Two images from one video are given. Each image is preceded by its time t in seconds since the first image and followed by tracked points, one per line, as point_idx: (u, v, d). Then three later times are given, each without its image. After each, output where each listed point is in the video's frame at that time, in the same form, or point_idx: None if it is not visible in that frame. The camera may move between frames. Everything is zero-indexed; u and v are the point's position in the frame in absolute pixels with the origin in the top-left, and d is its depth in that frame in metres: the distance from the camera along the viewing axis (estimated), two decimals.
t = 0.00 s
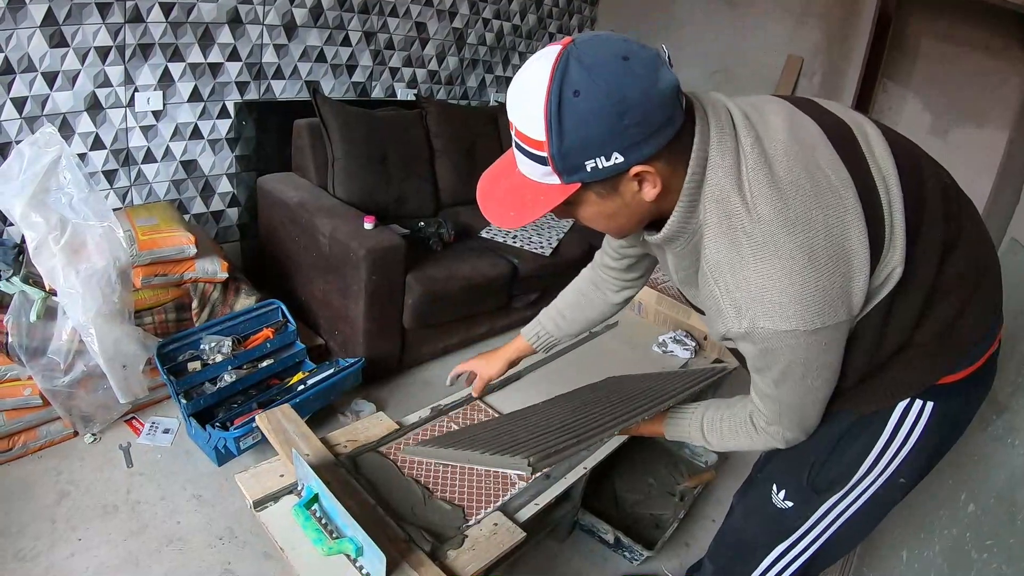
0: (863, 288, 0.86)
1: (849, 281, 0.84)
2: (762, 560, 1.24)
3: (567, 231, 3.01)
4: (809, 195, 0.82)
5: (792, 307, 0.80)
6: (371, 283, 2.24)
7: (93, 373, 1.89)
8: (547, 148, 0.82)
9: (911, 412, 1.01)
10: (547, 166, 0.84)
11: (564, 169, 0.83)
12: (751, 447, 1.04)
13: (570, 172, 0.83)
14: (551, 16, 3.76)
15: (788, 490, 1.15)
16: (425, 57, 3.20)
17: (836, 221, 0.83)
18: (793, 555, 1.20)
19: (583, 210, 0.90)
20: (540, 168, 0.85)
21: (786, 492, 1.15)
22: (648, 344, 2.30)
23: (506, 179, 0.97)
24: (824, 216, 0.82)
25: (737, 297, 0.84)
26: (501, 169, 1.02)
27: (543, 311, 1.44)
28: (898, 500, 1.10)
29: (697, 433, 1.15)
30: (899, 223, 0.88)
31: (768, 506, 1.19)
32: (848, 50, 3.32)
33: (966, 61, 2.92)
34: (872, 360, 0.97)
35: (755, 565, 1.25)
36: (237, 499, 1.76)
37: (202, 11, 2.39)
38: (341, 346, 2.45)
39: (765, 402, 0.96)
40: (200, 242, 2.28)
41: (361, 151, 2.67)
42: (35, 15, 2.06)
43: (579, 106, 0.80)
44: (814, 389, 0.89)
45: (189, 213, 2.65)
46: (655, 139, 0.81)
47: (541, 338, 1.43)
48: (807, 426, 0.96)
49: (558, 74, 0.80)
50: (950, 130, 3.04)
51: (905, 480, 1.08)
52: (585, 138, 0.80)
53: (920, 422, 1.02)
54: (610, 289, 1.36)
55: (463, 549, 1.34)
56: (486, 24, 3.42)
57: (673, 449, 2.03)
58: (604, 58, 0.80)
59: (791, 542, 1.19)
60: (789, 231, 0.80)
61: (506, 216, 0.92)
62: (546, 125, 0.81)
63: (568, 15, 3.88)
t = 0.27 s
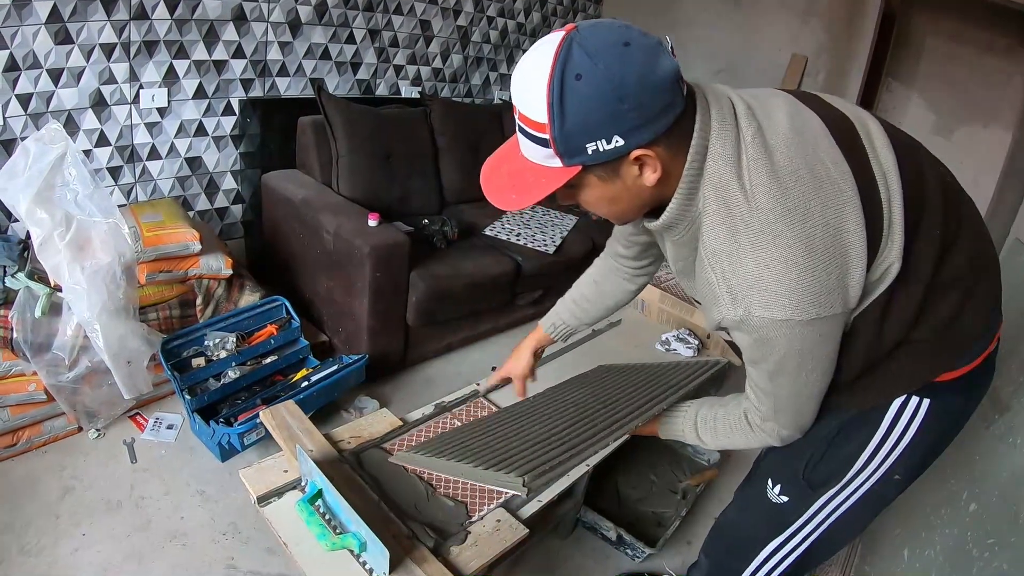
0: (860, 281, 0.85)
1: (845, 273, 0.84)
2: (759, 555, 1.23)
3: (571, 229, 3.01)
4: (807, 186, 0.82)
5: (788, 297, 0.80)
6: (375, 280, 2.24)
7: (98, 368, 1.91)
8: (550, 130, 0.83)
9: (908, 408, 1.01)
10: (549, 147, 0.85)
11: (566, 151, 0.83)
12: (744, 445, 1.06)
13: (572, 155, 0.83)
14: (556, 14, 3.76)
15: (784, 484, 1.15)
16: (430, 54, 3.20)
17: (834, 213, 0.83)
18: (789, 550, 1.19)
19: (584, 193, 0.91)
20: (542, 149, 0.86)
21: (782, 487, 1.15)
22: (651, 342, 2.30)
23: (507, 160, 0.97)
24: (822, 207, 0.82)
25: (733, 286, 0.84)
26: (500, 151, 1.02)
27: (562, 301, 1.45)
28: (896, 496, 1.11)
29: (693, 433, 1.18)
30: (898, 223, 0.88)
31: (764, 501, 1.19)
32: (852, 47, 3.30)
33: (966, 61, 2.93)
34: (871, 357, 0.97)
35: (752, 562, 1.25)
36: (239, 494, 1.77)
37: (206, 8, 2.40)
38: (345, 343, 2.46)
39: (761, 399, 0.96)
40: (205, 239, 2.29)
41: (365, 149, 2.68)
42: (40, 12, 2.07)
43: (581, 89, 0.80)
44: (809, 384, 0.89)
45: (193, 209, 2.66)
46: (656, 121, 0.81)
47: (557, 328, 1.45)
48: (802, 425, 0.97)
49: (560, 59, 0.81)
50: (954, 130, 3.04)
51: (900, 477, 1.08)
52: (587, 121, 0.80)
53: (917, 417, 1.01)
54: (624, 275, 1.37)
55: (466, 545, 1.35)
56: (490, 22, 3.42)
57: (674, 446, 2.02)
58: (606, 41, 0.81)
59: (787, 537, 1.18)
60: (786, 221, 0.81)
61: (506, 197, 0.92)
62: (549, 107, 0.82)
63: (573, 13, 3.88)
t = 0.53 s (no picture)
0: (863, 282, 0.86)
1: (850, 274, 0.84)
2: (756, 553, 1.24)
3: (572, 228, 3.01)
4: (817, 186, 0.82)
5: (792, 297, 0.81)
6: (376, 278, 2.25)
7: (99, 366, 1.91)
8: (541, 130, 0.84)
9: (905, 405, 1.01)
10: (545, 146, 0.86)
11: (558, 149, 0.85)
12: (733, 441, 1.06)
13: (565, 154, 0.85)
14: (557, 14, 3.76)
15: (782, 481, 1.15)
16: (432, 53, 3.21)
17: (842, 214, 0.83)
18: (787, 546, 1.20)
19: (584, 188, 0.93)
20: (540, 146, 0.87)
21: (780, 483, 1.15)
22: (651, 341, 2.30)
23: (507, 152, 0.99)
24: (831, 208, 0.82)
25: (739, 284, 0.85)
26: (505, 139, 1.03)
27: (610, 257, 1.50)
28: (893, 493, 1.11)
29: (681, 430, 1.18)
30: (902, 225, 0.88)
31: (763, 498, 1.19)
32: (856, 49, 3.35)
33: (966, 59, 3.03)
34: (870, 355, 0.97)
35: (749, 560, 1.25)
36: (240, 492, 1.78)
37: (209, 7, 2.40)
38: (346, 342, 2.47)
39: (753, 395, 0.96)
40: (206, 237, 2.30)
41: (367, 148, 2.68)
42: (43, 11, 2.07)
43: (569, 90, 0.81)
44: (805, 383, 0.90)
45: (195, 207, 2.67)
46: (646, 122, 0.81)
47: (607, 284, 1.52)
48: (792, 421, 0.97)
49: (549, 60, 0.81)
50: (954, 130, 3.14)
51: (897, 472, 1.09)
52: (576, 124, 0.81)
53: (914, 415, 1.02)
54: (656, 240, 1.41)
55: (466, 543, 1.35)
56: (492, 21, 3.42)
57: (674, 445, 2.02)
58: (596, 41, 0.80)
59: (785, 534, 1.19)
60: (795, 221, 0.81)
61: (507, 188, 0.94)
62: (538, 109, 0.83)
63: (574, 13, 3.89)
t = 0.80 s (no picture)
0: (864, 279, 0.86)
1: (851, 270, 0.84)
2: (754, 551, 1.24)
3: (571, 227, 3.02)
4: (819, 181, 0.83)
5: (791, 290, 0.81)
6: (375, 277, 2.25)
7: (99, 364, 1.91)
8: (545, 122, 0.85)
9: (904, 404, 1.01)
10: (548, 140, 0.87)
11: (561, 141, 0.85)
12: (721, 437, 1.07)
13: (568, 147, 0.86)
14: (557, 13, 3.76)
15: (781, 480, 1.16)
16: (431, 53, 3.21)
17: (844, 210, 0.83)
18: (785, 544, 1.20)
19: (586, 180, 0.93)
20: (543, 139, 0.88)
21: (779, 481, 1.16)
22: (650, 341, 2.31)
23: (509, 145, 1.00)
24: (833, 203, 0.82)
25: (739, 277, 0.85)
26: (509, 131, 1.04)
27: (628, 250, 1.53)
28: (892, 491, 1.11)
29: (674, 426, 1.19)
30: (902, 223, 0.89)
31: (762, 497, 1.20)
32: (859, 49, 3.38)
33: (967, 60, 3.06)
34: (869, 353, 0.97)
35: (747, 558, 1.25)
36: (240, 489, 1.78)
37: (209, 5, 2.40)
38: (346, 340, 2.47)
39: (747, 389, 0.96)
40: (205, 235, 2.30)
41: (366, 146, 2.69)
42: (42, 8, 2.07)
43: (574, 83, 0.81)
44: (802, 377, 0.90)
45: (194, 206, 2.67)
46: (650, 117, 0.82)
47: (624, 279, 1.55)
48: (786, 417, 0.98)
49: (555, 52, 0.81)
50: (954, 130, 3.16)
51: (895, 472, 1.09)
52: (580, 117, 0.82)
53: (912, 414, 1.02)
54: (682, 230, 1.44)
55: (464, 541, 1.35)
56: (491, 21, 3.42)
57: (673, 444, 2.02)
58: (602, 35, 0.80)
59: (783, 533, 1.19)
60: (796, 215, 0.81)
61: (510, 179, 0.95)
62: (542, 101, 0.83)
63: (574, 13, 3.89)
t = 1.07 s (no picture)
0: (868, 279, 0.86)
1: (855, 270, 0.84)
2: (755, 551, 1.24)
3: (570, 226, 3.02)
4: (825, 180, 0.83)
5: (796, 289, 0.81)
6: (375, 275, 2.25)
7: (98, 362, 1.91)
8: (550, 120, 0.85)
9: (905, 404, 1.01)
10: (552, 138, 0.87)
11: (566, 140, 0.85)
12: (722, 434, 1.06)
13: (573, 145, 0.86)
14: (556, 12, 3.76)
15: (782, 479, 1.15)
16: (431, 51, 3.21)
17: (849, 210, 0.83)
18: (786, 543, 1.20)
19: (592, 178, 0.93)
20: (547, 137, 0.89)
21: (780, 481, 1.16)
22: (650, 340, 2.31)
23: (513, 142, 1.00)
24: (838, 203, 0.82)
25: (744, 276, 0.85)
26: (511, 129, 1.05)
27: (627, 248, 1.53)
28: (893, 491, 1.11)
29: (672, 422, 1.19)
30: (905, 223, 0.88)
31: (763, 497, 1.19)
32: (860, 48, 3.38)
33: (969, 61, 3.05)
34: (871, 352, 0.97)
35: (748, 557, 1.25)
36: (239, 488, 1.78)
37: (208, 3, 2.40)
38: (345, 339, 2.47)
39: (748, 387, 0.96)
40: (205, 233, 2.30)
41: (366, 145, 2.68)
42: (41, 6, 2.07)
43: (580, 81, 0.81)
44: (803, 376, 0.90)
45: (193, 204, 2.67)
46: (656, 116, 0.82)
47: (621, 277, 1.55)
48: (786, 416, 0.98)
49: (561, 48, 0.81)
50: (954, 130, 3.16)
51: (895, 472, 1.10)
52: (586, 115, 0.82)
53: (913, 415, 1.02)
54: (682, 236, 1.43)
55: (465, 539, 1.35)
56: (491, 19, 3.42)
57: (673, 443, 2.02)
58: (608, 33, 0.80)
59: (783, 532, 1.19)
60: (801, 215, 0.81)
61: (513, 178, 0.96)
62: (548, 98, 0.83)
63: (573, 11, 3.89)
